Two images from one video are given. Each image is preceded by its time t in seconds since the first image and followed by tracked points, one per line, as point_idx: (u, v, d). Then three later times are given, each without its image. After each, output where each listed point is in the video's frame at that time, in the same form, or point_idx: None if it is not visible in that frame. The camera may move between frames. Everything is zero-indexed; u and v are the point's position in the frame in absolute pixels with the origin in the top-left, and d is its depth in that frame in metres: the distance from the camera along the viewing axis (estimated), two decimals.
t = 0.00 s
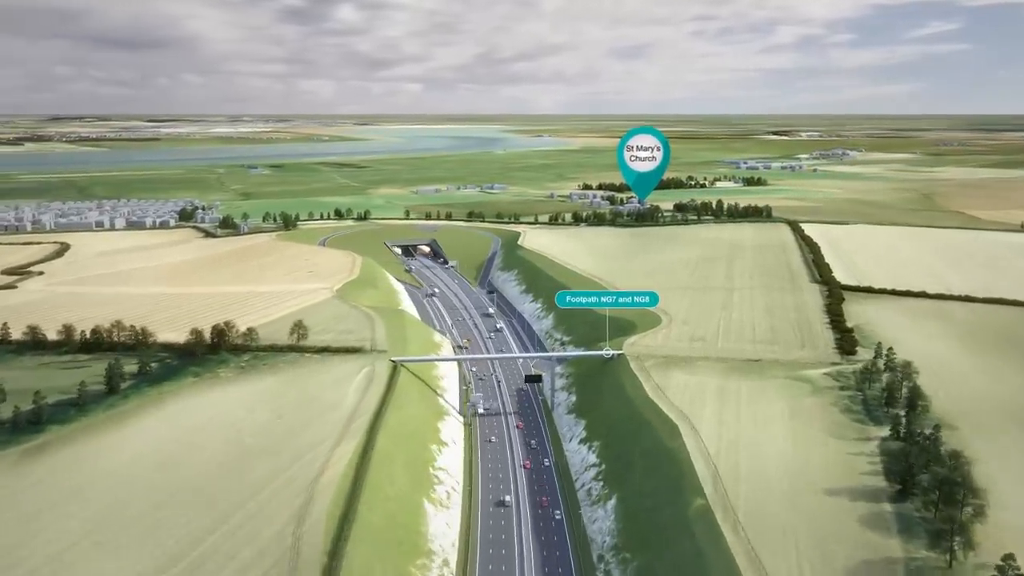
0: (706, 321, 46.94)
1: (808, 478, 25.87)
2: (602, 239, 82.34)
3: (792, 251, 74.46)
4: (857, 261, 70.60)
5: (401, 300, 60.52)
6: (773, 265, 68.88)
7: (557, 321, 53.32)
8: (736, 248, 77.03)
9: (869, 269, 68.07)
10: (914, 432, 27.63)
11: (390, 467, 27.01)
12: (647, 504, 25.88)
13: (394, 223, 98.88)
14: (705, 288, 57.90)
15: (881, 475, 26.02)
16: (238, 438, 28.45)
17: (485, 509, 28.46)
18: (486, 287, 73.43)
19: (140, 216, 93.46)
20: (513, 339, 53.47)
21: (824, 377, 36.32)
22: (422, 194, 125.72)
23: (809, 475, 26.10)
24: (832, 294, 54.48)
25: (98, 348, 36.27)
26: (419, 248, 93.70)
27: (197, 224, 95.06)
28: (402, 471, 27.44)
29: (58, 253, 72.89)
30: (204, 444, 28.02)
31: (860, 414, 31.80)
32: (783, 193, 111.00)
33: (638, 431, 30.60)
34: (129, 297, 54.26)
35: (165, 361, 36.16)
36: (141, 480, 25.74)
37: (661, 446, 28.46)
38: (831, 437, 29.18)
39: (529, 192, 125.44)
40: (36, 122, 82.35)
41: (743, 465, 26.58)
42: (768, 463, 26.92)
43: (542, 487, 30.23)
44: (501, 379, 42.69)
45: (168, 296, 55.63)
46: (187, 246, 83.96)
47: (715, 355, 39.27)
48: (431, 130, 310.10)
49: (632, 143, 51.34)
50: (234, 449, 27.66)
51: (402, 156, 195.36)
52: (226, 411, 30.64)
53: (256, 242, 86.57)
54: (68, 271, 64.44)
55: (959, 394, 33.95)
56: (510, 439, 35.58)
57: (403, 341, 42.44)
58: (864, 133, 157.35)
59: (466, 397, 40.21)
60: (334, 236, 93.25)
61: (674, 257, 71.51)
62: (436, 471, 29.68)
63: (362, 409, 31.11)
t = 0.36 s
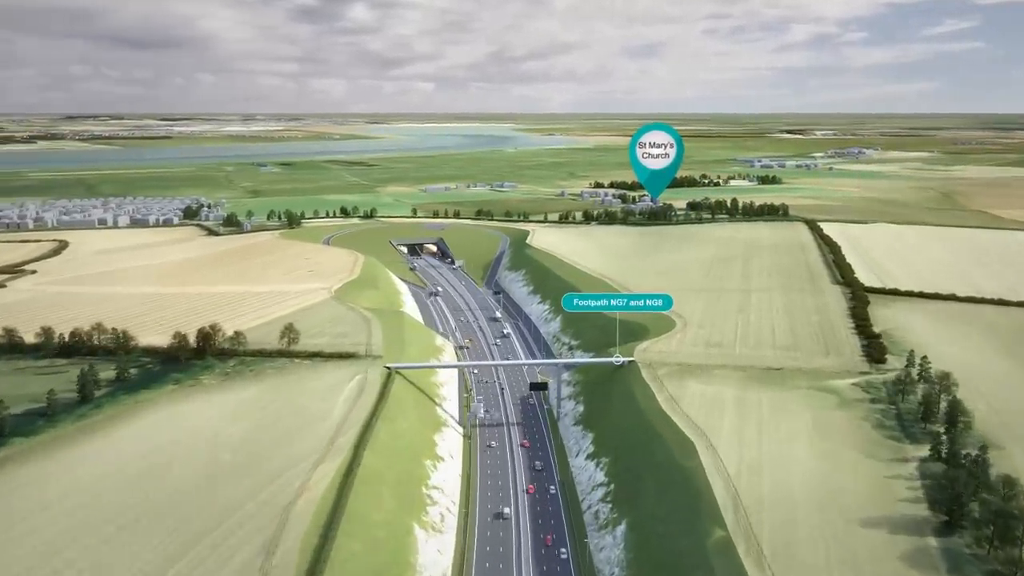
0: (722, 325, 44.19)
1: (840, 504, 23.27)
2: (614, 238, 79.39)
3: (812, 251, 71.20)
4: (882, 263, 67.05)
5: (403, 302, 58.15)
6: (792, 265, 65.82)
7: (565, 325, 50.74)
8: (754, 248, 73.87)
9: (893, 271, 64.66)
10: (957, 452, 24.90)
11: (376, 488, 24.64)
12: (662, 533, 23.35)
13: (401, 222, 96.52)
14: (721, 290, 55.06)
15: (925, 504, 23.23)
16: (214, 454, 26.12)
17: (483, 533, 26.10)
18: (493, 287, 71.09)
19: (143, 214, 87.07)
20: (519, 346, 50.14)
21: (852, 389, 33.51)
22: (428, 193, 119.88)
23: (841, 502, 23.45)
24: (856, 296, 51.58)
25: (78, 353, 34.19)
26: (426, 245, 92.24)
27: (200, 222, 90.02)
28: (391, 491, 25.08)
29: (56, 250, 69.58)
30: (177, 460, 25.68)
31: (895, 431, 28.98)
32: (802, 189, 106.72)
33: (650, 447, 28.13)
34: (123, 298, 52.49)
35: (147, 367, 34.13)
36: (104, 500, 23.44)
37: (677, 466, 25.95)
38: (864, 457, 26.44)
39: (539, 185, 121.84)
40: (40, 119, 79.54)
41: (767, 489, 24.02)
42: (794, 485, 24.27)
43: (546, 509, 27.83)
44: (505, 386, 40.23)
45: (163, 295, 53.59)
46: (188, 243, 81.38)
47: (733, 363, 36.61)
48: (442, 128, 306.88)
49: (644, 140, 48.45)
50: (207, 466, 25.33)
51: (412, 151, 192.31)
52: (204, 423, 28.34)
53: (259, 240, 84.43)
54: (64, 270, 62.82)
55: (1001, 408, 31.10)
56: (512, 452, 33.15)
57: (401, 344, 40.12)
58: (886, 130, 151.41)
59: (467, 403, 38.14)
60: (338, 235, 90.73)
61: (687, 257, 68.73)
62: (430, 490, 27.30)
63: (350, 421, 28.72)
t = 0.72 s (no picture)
0: (740, 330, 41.44)
1: (876, 542, 20.77)
2: (626, 237, 76.33)
3: (832, 251, 68.01)
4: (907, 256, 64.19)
5: (404, 303, 55.72)
6: (811, 266, 62.70)
7: (573, 328, 48.15)
8: (771, 248, 70.70)
9: (914, 267, 61.58)
10: (1009, 479, 22.12)
11: (359, 512, 22.38)
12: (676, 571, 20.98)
13: (408, 220, 93.92)
14: (737, 292, 52.16)
15: (977, 542, 20.70)
16: (179, 476, 23.95)
17: (477, 561, 23.77)
18: (500, 287, 68.56)
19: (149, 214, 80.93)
20: (526, 354, 46.32)
21: (883, 402, 30.71)
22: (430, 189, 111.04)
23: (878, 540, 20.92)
24: (882, 299, 48.59)
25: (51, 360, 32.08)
26: (432, 245, 90.06)
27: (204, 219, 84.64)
28: (375, 515, 22.82)
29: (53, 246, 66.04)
30: (136, 484, 23.55)
31: (934, 452, 26.16)
32: (822, 172, 102.00)
33: (663, 471, 25.67)
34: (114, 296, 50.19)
35: (124, 373, 32.00)
36: (60, 527, 21.45)
37: (692, 493, 23.48)
38: (902, 487, 23.87)
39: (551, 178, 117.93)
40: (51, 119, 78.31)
41: (793, 524, 21.57)
42: (828, 523, 21.77)
43: (548, 534, 25.50)
44: (507, 394, 37.80)
45: (153, 294, 51.41)
46: (190, 239, 78.17)
47: (752, 372, 33.94)
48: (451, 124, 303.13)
49: (657, 135, 45.66)
50: (170, 491, 23.13)
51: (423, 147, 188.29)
52: (174, 439, 26.16)
53: (261, 238, 82.15)
54: (59, 269, 61.03)
55: None
56: (512, 468, 30.76)
57: (398, 350, 37.79)
58: (908, 125, 145.46)
59: (465, 407, 36.30)
60: (342, 234, 87.74)
61: (702, 258, 65.80)
62: (420, 513, 25.00)
63: (331, 439, 26.31)
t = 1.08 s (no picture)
0: (758, 335, 38.73)
1: None
2: (638, 237, 73.24)
3: (853, 252, 64.89)
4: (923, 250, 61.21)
5: (404, 305, 53.37)
6: (832, 267, 59.62)
7: (580, 333, 45.63)
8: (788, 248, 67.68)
9: (934, 262, 58.86)
10: None
11: (335, 545, 20.14)
12: None
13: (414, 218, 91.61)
14: (754, 295, 49.38)
15: None
16: (143, 497, 21.81)
17: None
18: (506, 288, 66.21)
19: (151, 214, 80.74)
20: (532, 363, 42.96)
21: (920, 418, 28.01)
22: (447, 186, 94.00)
23: None
24: (910, 303, 45.67)
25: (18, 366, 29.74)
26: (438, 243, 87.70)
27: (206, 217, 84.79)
28: (354, 547, 20.55)
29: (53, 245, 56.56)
30: (96, 505, 21.43)
31: (981, 479, 23.51)
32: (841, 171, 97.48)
33: (676, 496, 23.16)
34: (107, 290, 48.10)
35: (97, 379, 29.62)
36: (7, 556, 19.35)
37: (708, 524, 20.99)
38: (945, 520, 21.34)
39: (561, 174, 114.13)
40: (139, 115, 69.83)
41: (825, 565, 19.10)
42: (863, 562, 19.24)
43: (549, 565, 23.12)
44: (509, 403, 35.38)
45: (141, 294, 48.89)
46: (190, 237, 63.61)
47: (774, 382, 31.25)
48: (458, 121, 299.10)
49: (671, 132, 42.63)
50: (131, 515, 21.00)
51: (432, 143, 184.68)
52: (142, 455, 24.00)
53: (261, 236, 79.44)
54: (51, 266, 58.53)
55: None
56: (512, 486, 28.31)
57: (393, 355, 35.41)
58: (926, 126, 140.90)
59: (463, 411, 34.50)
60: (344, 233, 85.41)
61: (715, 257, 63.07)
62: (406, 541, 22.66)
63: (309, 457, 23.98)
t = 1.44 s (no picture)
0: (778, 342, 36.02)
1: None
2: (649, 237, 70.61)
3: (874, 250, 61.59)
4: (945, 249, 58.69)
5: (405, 307, 51.01)
6: (851, 268, 56.33)
7: (587, 338, 43.11)
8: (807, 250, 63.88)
9: (960, 262, 55.79)
10: None
11: None
12: None
13: (420, 216, 89.48)
14: (772, 298, 46.50)
15: None
16: (96, 526, 19.70)
17: None
18: (511, 289, 63.70)
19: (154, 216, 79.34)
20: (537, 373, 39.88)
21: (960, 437, 25.39)
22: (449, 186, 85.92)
23: None
24: (940, 306, 42.87)
25: None
26: (443, 241, 84.59)
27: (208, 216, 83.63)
28: None
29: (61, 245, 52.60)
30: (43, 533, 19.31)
31: None
32: (859, 171, 93.11)
33: (690, 528, 20.83)
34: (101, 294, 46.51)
35: (64, 391, 27.63)
36: None
37: (727, 567, 18.68)
38: (996, 560, 18.73)
39: (573, 173, 110.23)
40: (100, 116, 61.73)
41: None
42: None
43: None
44: (509, 414, 33.00)
45: (129, 296, 46.92)
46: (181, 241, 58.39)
47: (797, 395, 28.59)
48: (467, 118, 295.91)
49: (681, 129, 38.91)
50: (80, 545, 18.89)
51: (441, 143, 181.37)
52: (103, 478, 21.95)
53: (262, 234, 77.33)
54: (39, 266, 56.16)
55: None
56: (509, 508, 25.94)
57: (386, 362, 33.15)
58: (945, 123, 136.90)
59: (460, 417, 32.77)
60: (351, 230, 84.04)
61: (729, 258, 60.37)
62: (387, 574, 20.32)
63: (282, 479, 21.74)
